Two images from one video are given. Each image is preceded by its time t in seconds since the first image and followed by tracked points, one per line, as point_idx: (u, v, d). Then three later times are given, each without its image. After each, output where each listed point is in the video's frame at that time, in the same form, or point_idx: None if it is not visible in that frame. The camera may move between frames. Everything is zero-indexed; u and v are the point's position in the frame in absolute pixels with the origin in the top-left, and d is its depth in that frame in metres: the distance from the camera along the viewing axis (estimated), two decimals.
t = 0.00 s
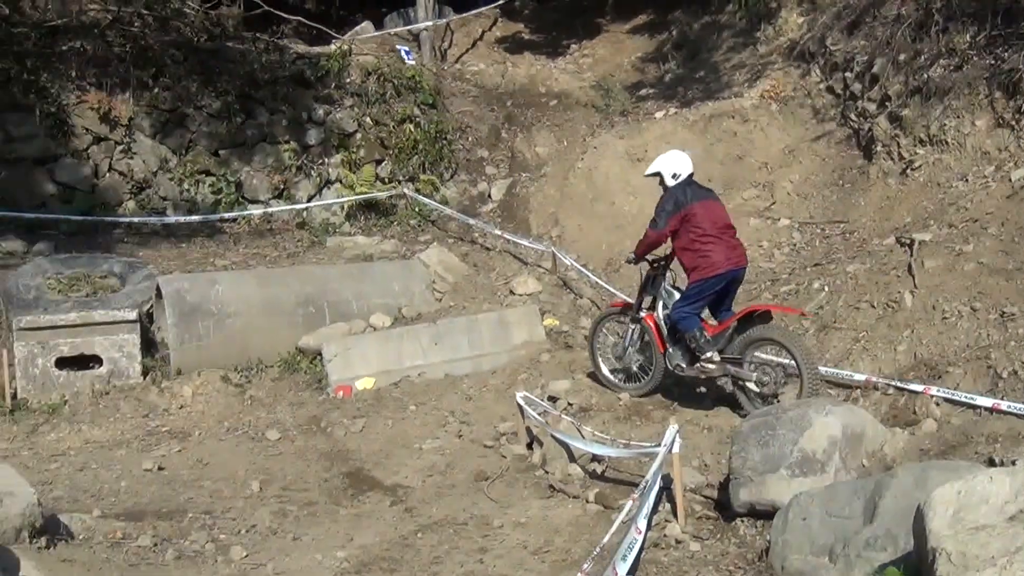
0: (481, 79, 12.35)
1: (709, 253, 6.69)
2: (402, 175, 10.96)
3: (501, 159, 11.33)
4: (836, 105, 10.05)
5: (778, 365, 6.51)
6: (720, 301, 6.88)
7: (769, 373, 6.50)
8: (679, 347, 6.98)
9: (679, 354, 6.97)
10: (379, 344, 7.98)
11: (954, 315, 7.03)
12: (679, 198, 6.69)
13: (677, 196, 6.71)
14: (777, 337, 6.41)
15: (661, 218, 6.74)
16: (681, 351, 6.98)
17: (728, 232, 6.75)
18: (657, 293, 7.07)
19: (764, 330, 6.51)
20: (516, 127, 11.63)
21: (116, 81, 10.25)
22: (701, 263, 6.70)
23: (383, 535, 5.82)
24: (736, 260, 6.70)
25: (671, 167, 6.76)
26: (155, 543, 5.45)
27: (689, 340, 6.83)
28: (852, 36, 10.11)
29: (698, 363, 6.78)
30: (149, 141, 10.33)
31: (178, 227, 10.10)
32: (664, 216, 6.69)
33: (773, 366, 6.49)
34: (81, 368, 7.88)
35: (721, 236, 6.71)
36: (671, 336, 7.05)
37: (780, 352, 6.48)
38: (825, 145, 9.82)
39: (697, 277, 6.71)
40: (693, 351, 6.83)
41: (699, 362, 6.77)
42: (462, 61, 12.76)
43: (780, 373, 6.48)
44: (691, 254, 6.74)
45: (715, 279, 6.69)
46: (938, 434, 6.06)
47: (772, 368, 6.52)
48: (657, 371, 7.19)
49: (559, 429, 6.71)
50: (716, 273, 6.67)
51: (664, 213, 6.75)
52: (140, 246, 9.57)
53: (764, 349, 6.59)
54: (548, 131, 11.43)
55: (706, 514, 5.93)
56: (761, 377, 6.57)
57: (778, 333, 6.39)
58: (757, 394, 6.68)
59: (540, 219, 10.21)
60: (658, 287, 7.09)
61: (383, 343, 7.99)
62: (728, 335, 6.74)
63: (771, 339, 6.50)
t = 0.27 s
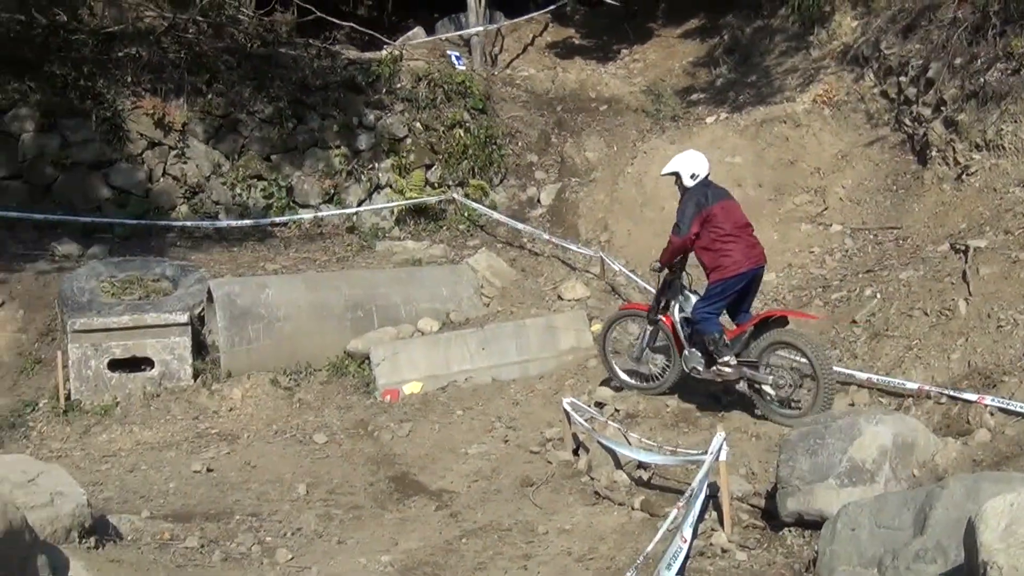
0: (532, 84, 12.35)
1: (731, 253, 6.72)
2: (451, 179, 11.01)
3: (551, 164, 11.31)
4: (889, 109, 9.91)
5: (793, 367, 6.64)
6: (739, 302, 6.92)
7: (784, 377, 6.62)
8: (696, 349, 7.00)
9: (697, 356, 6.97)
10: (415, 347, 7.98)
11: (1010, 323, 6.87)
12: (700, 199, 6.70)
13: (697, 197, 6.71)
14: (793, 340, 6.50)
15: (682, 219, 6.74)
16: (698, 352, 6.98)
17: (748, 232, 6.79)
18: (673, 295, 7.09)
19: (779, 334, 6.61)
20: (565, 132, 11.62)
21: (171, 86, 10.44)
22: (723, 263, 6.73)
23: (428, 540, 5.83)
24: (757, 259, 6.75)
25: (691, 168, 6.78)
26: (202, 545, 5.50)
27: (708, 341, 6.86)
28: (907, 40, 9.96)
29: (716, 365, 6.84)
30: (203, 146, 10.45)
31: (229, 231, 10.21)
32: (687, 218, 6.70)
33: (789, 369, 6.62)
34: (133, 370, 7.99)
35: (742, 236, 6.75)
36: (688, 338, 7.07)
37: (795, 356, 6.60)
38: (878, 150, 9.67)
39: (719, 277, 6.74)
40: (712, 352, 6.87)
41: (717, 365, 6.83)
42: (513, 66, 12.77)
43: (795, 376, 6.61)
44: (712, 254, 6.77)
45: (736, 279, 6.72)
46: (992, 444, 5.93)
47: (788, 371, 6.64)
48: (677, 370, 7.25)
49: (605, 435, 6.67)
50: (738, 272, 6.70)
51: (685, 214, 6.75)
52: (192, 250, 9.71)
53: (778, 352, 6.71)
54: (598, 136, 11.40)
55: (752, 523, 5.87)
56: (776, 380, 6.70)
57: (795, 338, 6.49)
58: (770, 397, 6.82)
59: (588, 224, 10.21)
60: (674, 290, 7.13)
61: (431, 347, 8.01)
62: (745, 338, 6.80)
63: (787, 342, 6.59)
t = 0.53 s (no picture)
0: (573, 91, 12.33)
1: (743, 256, 6.71)
2: (491, 186, 10.99)
3: (591, 171, 11.30)
4: (934, 116, 9.77)
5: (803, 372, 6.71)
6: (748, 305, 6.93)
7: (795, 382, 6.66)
8: (705, 354, 6.99)
9: (707, 360, 6.96)
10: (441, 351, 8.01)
11: None
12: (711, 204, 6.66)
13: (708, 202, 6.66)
14: (805, 344, 6.55)
15: (694, 224, 6.69)
16: (707, 356, 6.98)
17: (757, 235, 6.79)
18: (680, 301, 7.06)
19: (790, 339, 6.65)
20: (606, 139, 11.58)
21: (215, 93, 10.54)
22: (736, 266, 6.71)
23: (463, 547, 5.83)
24: (769, 261, 6.75)
25: (699, 174, 6.72)
26: (239, 550, 5.53)
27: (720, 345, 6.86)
28: (953, 46, 9.83)
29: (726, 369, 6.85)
30: (245, 153, 10.53)
31: (271, 237, 10.29)
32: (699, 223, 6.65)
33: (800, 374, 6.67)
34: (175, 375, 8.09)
35: (753, 240, 6.74)
36: (696, 342, 7.06)
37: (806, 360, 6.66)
38: (923, 157, 9.54)
39: (732, 281, 6.73)
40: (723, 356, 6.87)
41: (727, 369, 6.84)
42: (554, 73, 12.76)
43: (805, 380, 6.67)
44: (724, 258, 6.75)
45: (749, 284, 6.71)
46: None
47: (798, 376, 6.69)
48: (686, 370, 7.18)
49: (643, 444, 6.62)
50: (751, 275, 6.69)
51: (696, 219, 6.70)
52: (233, 256, 9.80)
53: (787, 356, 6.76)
54: (639, 143, 11.37)
55: (791, 534, 5.79)
56: (786, 384, 6.75)
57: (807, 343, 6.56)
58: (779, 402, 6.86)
59: (629, 231, 10.17)
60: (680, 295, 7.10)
61: (469, 354, 8.01)
62: (755, 341, 6.83)
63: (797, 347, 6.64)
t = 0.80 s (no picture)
0: (605, 98, 12.32)
1: (750, 261, 6.73)
2: (523, 193, 11.02)
3: (622, 178, 11.29)
4: (970, 123, 9.66)
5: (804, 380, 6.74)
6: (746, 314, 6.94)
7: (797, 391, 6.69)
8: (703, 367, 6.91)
9: (707, 373, 6.88)
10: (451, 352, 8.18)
11: None
12: (714, 212, 6.64)
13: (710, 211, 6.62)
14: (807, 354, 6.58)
15: (699, 233, 6.64)
16: (705, 370, 6.90)
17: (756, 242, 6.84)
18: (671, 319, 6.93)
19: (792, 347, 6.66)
20: (638, 146, 11.56)
21: (249, 100, 10.63)
22: (745, 272, 6.73)
23: (491, 554, 5.82)
24: (774, 265, 6.80)
25: (698, 185, 6.66)
26: (267, 555, 5.56)
27: (726, 354, 6.82)
28: (989, 53, 9.73)
29: (729, 380, 6.81)
30: (278, 159, 10.61)
31: (303, 243, 10.35)
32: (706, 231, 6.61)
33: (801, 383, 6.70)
34: (206, 379, 8.15)
35: (754, 247, 6.78)
36: (691, 357, 6.96)
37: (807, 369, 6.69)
38: (958, 164, 9.44)
39: (742, 287, 6.73)
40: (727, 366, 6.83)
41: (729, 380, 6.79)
42: (587, 80, 12.75)
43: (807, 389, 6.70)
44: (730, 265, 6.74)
45: (756, 290, 6.74)
46: None
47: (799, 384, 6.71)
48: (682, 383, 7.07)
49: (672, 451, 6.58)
50: (760, 279, 6.72)
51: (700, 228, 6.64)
52: (265, 262, 9.87)
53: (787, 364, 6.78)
54: (671, 150, 11.34)
55: (821, 543, 5.72)
56: (787, 392, 6.78)
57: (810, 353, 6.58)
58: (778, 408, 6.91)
59: (660, 239, 10.13)
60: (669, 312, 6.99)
61: (499, 361, 8.02)
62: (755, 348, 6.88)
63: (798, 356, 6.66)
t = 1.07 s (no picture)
0: (630, 101, 12.29)
1: (741, 274, 6.70)
2: (547, 196, 11.03)
3: (646, 180, 11.27)
4: (998, 125, 9.57)
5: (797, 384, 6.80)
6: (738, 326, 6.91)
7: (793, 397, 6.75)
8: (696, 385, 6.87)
9: (701, 390, 6.85)
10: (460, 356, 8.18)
11: None
12: (700, 229, 6.59)
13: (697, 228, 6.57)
14: (800, 361, 6.64)
15: (686, 251, 6.59)
16: (698, 387, 6.87)
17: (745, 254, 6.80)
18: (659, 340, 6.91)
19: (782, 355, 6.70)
20: (662, 149, 11.52)
21: (274, 103, 10.69)
22: (736, 285, 6.69)
23: (512, 557, 5.82)
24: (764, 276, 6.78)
25: (683, 206, 6.59)
26: (288, 556, 5.58)
27: (720, 369, 6.79)
28: (1018, 54, 9.64)
29: (724, 395, 6.78)
30: (302, 162, 10.66)
31: (327, 246, 10.39)
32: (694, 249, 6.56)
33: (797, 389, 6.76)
34: (230, 381, 8.19)
35: (744, 260, 6.74)
36: (683, 376, 6.93)
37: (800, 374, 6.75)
38: (986, 167, 9.35)
39: (734, 301, 6.70)
40: (722, 381, 6.80)
41: (724, 395, 6.77)
42: (611, 82, 12.73)
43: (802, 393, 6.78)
44: (721, 280, 6.71)
45: (749, 302, 6.71)
46: None
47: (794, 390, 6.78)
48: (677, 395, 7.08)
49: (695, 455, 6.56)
50: (751, 291, 6.69)
51: (687, 246, 6.59)
52: (290, 263, 9.92)
53: (777, 371, 6.83)
54: (696, 152, 11.31)
55: (845, 549, 5.68)
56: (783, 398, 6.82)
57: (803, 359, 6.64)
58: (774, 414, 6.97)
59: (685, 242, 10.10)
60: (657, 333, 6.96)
61: (522, 363, 8.01)
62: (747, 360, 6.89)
63: (790, 362, 6.72)
